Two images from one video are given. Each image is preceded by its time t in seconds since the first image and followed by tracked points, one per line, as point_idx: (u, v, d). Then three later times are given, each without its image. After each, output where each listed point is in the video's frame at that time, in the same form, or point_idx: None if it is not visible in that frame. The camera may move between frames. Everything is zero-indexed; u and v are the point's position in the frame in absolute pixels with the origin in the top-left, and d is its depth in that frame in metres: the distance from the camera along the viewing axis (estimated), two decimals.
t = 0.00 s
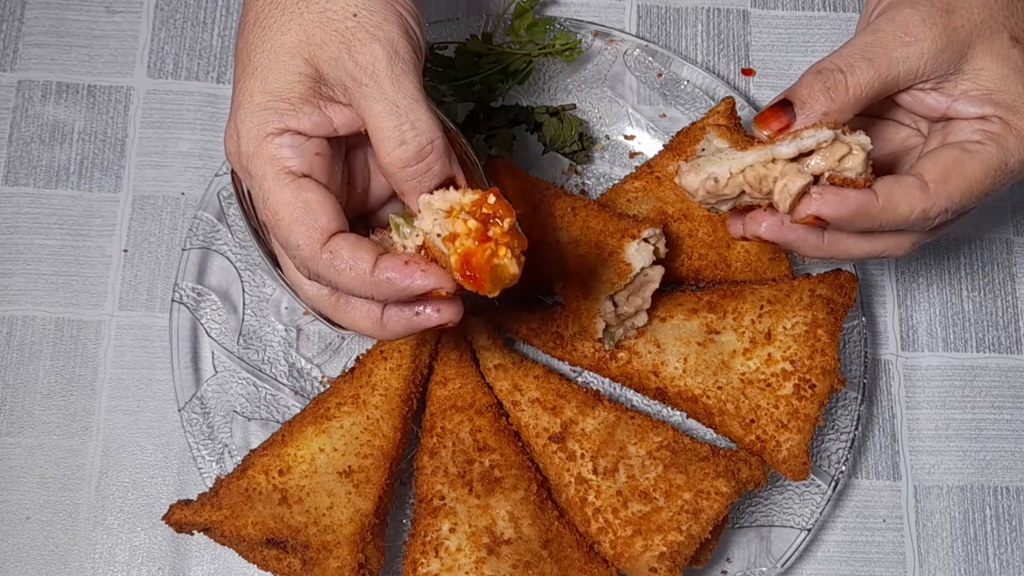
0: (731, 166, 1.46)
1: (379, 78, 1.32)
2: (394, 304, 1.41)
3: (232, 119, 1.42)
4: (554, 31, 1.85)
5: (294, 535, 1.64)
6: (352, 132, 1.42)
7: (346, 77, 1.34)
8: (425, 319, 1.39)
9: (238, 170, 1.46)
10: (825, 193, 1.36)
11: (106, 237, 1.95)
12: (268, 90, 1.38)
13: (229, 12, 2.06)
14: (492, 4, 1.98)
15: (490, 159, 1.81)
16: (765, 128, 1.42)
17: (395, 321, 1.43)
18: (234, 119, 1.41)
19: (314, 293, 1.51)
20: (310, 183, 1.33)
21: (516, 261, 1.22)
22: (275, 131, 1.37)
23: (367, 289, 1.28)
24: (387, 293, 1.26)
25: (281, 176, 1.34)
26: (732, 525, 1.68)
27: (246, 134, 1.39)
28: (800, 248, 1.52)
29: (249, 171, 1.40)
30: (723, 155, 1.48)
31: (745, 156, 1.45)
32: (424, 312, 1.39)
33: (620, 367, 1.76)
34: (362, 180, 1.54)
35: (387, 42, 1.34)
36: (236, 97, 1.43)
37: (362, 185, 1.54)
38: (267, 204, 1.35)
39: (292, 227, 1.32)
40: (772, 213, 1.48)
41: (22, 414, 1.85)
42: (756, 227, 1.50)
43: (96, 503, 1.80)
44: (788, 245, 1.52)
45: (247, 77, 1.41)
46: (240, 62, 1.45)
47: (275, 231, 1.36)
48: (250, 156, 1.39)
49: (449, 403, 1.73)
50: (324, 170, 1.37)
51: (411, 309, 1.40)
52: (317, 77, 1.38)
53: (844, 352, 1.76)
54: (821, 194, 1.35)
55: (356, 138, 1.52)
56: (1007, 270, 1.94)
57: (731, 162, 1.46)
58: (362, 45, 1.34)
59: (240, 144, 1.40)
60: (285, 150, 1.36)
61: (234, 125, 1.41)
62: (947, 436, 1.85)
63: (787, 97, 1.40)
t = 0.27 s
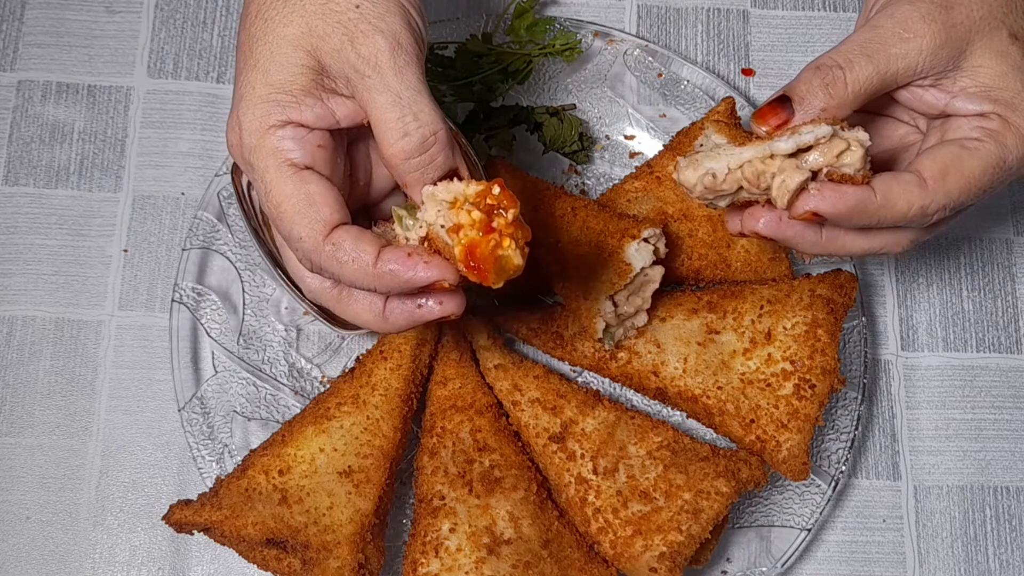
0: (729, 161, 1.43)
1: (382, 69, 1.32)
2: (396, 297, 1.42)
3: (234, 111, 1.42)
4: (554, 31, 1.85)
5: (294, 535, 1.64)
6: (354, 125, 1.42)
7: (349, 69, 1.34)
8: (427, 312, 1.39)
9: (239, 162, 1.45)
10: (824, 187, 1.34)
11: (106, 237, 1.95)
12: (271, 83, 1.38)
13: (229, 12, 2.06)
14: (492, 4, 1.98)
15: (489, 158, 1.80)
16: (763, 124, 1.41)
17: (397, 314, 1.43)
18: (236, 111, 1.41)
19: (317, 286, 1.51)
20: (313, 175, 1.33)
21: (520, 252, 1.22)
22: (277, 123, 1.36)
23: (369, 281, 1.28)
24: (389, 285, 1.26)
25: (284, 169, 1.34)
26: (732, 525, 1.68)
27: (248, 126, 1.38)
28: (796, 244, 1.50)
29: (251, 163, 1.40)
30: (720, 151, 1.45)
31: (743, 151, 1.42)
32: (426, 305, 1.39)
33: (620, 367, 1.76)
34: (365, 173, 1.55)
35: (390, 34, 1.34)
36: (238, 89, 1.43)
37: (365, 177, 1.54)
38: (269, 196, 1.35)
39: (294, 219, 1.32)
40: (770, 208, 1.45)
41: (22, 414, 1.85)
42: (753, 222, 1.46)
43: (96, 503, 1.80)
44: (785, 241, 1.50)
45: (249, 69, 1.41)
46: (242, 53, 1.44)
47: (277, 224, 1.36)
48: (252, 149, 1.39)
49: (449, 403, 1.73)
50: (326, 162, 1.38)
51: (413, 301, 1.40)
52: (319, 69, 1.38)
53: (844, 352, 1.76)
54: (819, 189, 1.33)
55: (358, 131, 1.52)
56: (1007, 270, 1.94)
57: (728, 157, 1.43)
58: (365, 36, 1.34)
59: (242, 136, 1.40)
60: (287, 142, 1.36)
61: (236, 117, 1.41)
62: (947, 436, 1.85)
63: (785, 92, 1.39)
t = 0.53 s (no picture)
0: (727, 163, 1.44)
1: (386, 68, 1.33)
2: (402, 297, 1.42)
3: (236, 111, 1.41)
4: (554, 31, 1.85)
5: (294, 535, 1.64)
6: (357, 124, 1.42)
7: (352, 68, 1.35)
8: (433, 312, 1.40)
9: (241, 163, 1.45)
10: (822, 189, 1.34)
11: (106, 237, 1.95)
12: (274, 82, 1.38)
13: (229, 12, 2.06)
14: (492, 4, 1.98)
15: (489, 159, 1.80)
16: (762, 125, 1.42)
17: (402, 315, 1.43)
18: (239, 111, 1.41)
19: (321, 287, 1.52)
20: (317, 175, 1.33)
21: (526, 250, 1.22)
22: (281, 122, 1.36)
23: (375, 281, 1.28)
24: (395, 285, 1.26)
25: (287, 168, 1.34)
26: (732, 525, 1.68)
27: (251, 126, 1.38)
28: (795, 244, 1.51)
29: (254, 164, 1.39)
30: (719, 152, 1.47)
31: (741, 152, 1.44)
32: (432, 305, 1.39)
33: (620, 367, 1.76)
34: (369, 173, 1.55)
35: (393, 32, 1.35)
36: (240, 88, 1.42)
37: (367, 176, 1.54)
38: (273, 196, 1.35)
39: (299, 219, 1.31)
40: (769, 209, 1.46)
41: (22, 414, 1.85)
42: (751, 222, 1.48)
43: (96, 503, 1.80)
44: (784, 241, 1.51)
45: (252, 69, 1.40)
46: (244, 53, 1.44)
47: (281, 224, 1.35)
48: (255, 149, 1.38)
49: (449, 403, 1.73)
50: (330, 162, 1.37)
51: (419, 302, 1.40)
52: (322, 68, 1.38)
53: (844, 352, 1.76)
54: (818, 191, 1.34)
55: (362, 131, 1.52)
56: (1007, 270, 1.94)
57: (727, 158, 1.45)
58: (369, 36, 1.34)
59: (245, 136, 1.39)
60: (291, 142, 1.35)
61: (239, 117, 1.41)
62: (947, 436, 1.85)
63: (785, 93, 1.40)
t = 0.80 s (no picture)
0: (750, 173, 1.41)
1: (394, 60, 1.33)
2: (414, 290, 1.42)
3: (244, 107, 1.42)
4: (555, 32, 1.85)
5: (294, 535, 1.64)
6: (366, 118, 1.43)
7: (360, 61, 1.35)
8: (445, 304, 1.40)
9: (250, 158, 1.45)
10: (845, 202, 1.36)
11: (106, 237, 1.95)
12: (281, 77, 1.38)
13: (229, 12, 2.06)
14: (492, 3, 1.98)
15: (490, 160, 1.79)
16: (783, 134, 1.40)
17: (415, 308, 1.43)
18: (246, 107, 1.41)
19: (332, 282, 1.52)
20: (327, 169, 1.33)
21: (540, 239, 1.21)
22: (289, 117, 1.36)
23: (388, 274, 1.28)
24: (408, 277, 1.26)
25: (297, 163, 1.34)
26: (732, 525, 1.68)
27: (259, 122, 1.38)
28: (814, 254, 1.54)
29: (263, 159, 1.40)
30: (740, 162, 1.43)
31: (763, 163, 1.40)
32: (445, 298, 1.40)
33: (620, 367, 1.76)
34: (377, 166, 1.55)
35: (401, 25, 1.35)
36: (248, 84, 1.43)
37: (377, 172, 1.55)
38: (284, 191, 1.35)
39: (309, 214, 1.31)
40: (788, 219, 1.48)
41: (22, 414, 1.85)
42: (771, 232, 1.50)
43: (96, 503, 1.80)
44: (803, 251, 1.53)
45: (259, 64, 1.41)
46: (250, 49, 1.44)
47: (292, 218, 1.36)
48: (264, 144, 1.38)
49: (449, 403, 1.73)
50: (339, 156, 1.38)
51: (431, 295, 1.40)
52: (330, 61, 1.38)
53: (844, 352, 1.76)
54: (840, 204, 1.36)
55: (370, 125, 1.52)
56: (1007, 270, 1.94)
57: (749, 168, 1.41)
58: (376, 28, 1.35)
59: (253, 132, 1.40)
60: (300, 137, 1.36)
61: (247, 113, 1.41)
62: (947, 436, 1.85)
63: (806, 102, 1.39)
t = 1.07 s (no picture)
0: (772, 177, 1.48)
1: (383, 32, 1.41)
2: (401, 261, 1.45)
3: (233, 77, 1.46)
4: (555, 32, 1.85)
5: (294, 535, 1.64)
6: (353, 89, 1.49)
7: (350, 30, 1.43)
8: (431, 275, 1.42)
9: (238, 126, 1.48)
10: (868, 205, 1.40)
11: (106, 237, 1.95)
12: (269, 47, 1.44)
13: (229, 11, 2.06)
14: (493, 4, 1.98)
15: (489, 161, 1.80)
16: (801, 135, 1.43)
17: (401, 279, 1.46)
18: (235, 76, 1.45)
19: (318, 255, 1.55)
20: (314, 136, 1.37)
21: (523, 209, 1.31)
22: (278, 84, 1.41)
23: (373, 242, 1.30)
24: (392, 246, 1.28)
25: (284, 130, 1.38)
26: (732, 525, 1.69)
27: (248, 90, 1.42)
28: (835, 255, 1.54)
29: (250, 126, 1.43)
30: (764, 164, 1.51)
31: (786, 166, 1.47)
32: (431, 269, 1.42)
33: (620, 367, 1.76)
34: (365, 138, 1.59)
35: None
36: (236, 56, 1.47)
37: (364, 143, 1.59)
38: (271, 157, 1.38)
39: (295, 180, 1.35)
40: (809, 221, 1.51)
41: (22, 414, 1.84)
42: (791, 234, 1.53)
43: (96, 503, 1.80)
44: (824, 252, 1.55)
45: (247, 35, 1.46)
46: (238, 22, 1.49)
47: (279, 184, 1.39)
48: (251, 112, 1.42)
49: (449, 403, 1.73)
50: (326, 124, 1.42)
51: (417, 267, 1.43)
52: (318, 31, 1.45)
53: (844, 352, 1.76)
54: (864, 206, 1.40)
55: (358, 96, 1.57)
56: (1007, 270, 1.94)
57: (772, 172, 1.48)
58: None
59: (241, 100, 1.43)
60: (287, 104, 1.39)
61: (235, 83, 1.45)
62: (947, 436, 1.85)
63: (825, 103, 1.40)
